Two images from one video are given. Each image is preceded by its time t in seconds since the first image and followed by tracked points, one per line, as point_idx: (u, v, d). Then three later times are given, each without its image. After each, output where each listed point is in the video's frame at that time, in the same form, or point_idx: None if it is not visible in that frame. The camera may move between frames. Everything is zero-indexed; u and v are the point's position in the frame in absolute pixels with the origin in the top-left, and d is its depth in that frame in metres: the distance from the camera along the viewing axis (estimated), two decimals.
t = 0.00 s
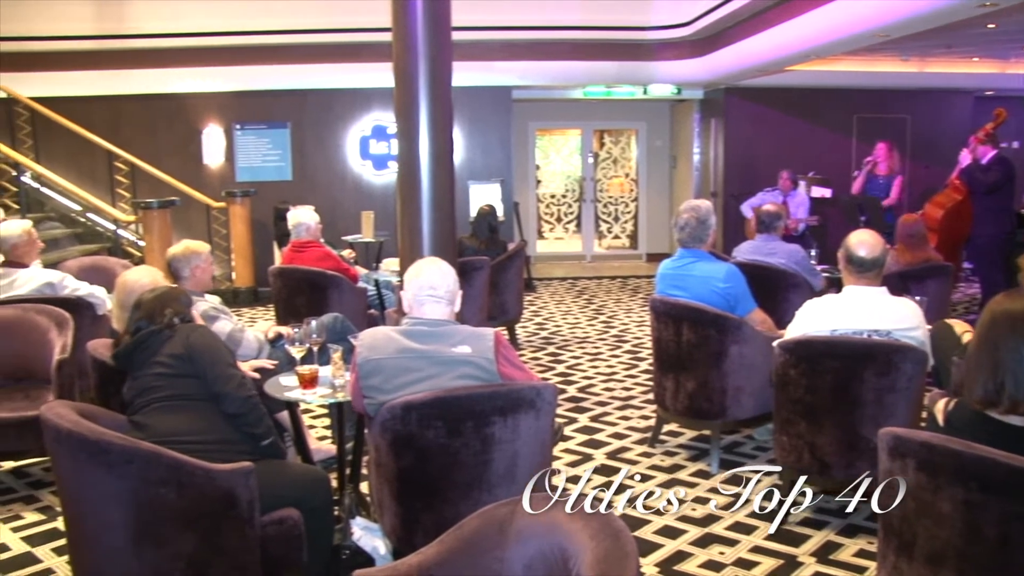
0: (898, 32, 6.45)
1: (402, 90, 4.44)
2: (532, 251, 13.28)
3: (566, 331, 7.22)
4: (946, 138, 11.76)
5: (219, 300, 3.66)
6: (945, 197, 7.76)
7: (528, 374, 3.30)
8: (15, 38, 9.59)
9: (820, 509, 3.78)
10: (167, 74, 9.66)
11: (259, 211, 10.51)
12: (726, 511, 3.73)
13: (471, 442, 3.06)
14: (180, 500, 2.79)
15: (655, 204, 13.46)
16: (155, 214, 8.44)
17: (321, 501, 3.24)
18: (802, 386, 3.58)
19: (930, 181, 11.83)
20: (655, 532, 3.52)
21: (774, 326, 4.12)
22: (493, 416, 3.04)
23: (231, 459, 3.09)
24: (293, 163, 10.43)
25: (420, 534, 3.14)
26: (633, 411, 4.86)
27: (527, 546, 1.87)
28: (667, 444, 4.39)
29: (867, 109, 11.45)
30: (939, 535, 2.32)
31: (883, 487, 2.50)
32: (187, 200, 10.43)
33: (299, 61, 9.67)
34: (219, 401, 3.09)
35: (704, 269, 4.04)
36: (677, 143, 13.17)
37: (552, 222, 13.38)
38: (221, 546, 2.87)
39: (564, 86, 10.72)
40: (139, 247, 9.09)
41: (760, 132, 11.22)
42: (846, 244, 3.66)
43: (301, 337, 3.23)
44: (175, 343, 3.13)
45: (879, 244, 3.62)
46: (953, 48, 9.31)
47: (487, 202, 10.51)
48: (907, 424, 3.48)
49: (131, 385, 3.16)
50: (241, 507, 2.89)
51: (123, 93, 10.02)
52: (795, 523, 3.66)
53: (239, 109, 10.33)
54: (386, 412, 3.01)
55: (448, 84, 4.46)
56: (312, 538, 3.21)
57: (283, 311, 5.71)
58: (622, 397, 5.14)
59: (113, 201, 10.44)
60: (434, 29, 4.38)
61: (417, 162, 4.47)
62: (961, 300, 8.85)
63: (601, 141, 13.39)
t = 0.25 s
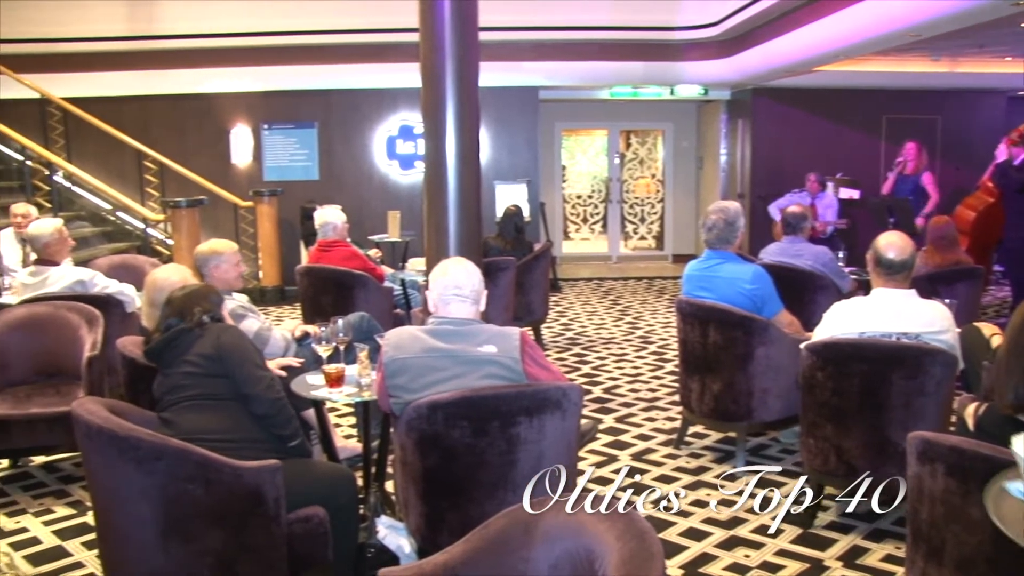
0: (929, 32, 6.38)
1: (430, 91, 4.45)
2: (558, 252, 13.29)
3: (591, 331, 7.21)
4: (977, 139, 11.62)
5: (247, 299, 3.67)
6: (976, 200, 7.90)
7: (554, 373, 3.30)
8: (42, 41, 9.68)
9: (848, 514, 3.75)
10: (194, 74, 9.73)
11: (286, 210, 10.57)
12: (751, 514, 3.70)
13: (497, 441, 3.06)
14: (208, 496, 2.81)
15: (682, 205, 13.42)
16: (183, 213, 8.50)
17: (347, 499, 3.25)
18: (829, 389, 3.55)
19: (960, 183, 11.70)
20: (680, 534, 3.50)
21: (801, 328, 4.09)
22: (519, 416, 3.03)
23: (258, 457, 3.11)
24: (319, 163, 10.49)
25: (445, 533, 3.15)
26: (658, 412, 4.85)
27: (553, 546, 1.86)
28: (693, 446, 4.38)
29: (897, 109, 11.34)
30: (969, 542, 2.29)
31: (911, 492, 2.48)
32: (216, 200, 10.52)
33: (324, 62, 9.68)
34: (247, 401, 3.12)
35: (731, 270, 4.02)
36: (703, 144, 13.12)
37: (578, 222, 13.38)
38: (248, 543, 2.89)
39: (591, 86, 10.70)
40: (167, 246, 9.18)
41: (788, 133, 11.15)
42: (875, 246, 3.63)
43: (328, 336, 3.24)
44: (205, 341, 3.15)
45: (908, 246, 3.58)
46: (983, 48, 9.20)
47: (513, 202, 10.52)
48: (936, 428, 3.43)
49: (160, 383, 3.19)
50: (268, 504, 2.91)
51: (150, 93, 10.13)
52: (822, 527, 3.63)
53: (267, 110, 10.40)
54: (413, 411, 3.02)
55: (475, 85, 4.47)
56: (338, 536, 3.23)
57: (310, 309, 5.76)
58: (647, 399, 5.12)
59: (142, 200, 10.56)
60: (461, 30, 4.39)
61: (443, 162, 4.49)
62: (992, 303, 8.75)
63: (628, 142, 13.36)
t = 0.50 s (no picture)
0: (955, 31, 6.34)
1: (453, 91, 4.46)
2: (581, 252, 13.28)
3: (613, 331, 7.20)
4: (1004, 139, 11.50)
5: (270, 297, 3.69)
6: (1003, 199, 7.90)
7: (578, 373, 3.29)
8: (72, 40, 9.87)
9: (871, 516, 3.72)
10: (218, 74, 9.89)
11: (309, 208, 10.61)
12: (773, 516, 3.68)
13: (520, 441, 3.05)
14: (231, 493, 2.83)
15: (705, 205, 13.37)
16: (207, 211, 8.53)
17: (370, 497, 3.26)
18: (853, 391, 3.53)
19: (986, 183, 11.58)
20: (701, 535, 3.49)
21: (825, 329, 4.07)
22: (542, 416, 3.03)
23: (282, 455, 3.13)
24: (343, 162, 10.50)
25: (467, 532, 3.15)
26: (681, 413, 4.83)
27: (575, 547, 1.85)
28: (715, 447, 4.36)
29: (922, 109, 11.24)
30: (995, 546, 2.26)
31: (937, 494, 2.46)
32: (240, 198, 10.58)
33: (350, 61, 9.89)
34: (271, 400, 3.13)
35: (755, 271, 4.00)
36: (727, 144, 13.07)
37: (601, 222, 13.37)
38: (271, 540, 2.90)
39: (613, 86, 10.69)
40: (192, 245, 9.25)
41: (811, 132, 11.09)
42: (900, 246, 3.60)
43: (351, 334, 3.25)
44: (230, 341, 3.17)
45: (934, 247, 3.55)
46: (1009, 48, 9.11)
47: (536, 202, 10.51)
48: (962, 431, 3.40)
49: (185, 380, 3.21)
50: (291, 501, 2.92)
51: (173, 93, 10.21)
52: (845, 530, 3.60)
53: (293, 106, 10.37)
54: (435, 410, 3.02)
55: (498, 85, 4.47)
56: (361, 534, 3.24)
57: (333, 308, 5.78)
58: (669, 399, 5.10)
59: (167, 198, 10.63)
60: (484, 29, 4.39)
61: (467, 162, 4.49)
62: (1019, 305, 8.65)
63: (650, 142, 13.33)
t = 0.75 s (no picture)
0: (985, 31, 6.28)
1: (479, 92, 4.47)
2: (606, 252, 13.26)
3: (638, 333, 7.17)
4: None
5: (296, 296, 3.70)
6: None
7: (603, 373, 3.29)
8: (103, 41, 10.03)
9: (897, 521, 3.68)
10: (244, 74, 10.00)
11: (335, 208, 10.65)
12: (797, 519, 3.65)
13: (544, 442, 3.04)
14: (257, 491, 2.84)
15: (730, 205, 13.30)
16: (234, 211, 8.60)
17: (394, 496, 3.27)
18: (880, 394, 3.50)
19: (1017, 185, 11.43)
20: (726, 537, 3.47)
21: (852, 331, 4.03)
22: (566, 416, 3.03)
23: (307, 454, 3.14)
24: (368, 161, 10.52)
25: (491, 532, 3.15)
26: (705, 414, 4.81)
27: (599, 547, 1.85)
28: (740, 449, 4.34)
29: (952, 109, 11.13)
30: None
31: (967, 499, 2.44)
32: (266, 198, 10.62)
33: (375, 61, 9.96)
34: (297, 400, 3.15)
35: (781, 273, 3.98)
36: (753, 144, 12.99)
37: (626, 222, 13.33)
38: (297, 537, 2.91)
39: (639, 86, 10.64)
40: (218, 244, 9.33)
41: (838, 133, 11.01)
42: (927, 249, 3.56)
43: (376, 334, 3.26)
44: (254, 340, 3.18)
45: (963, 248, 3.49)
46: None
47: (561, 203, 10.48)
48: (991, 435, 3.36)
49: (211, 378, 3.23)
50: (316, 500, 2.93)
51: (199, 93, 10.31)
52: (871, 534, 3.57)
53: (318, 108, 10.43)
54: (460, 410, 3.02)
55: (524, 85, 4.47)
56: (385, 533, 3.25)
57: (358, 307, 5.81)
58: (694, 400, 5.09)
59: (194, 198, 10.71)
60: (510, 28, 4.39)
61: (492, 162, 4.49)
62: None
63: (676, 143, 13.28)
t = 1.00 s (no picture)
0: (1012, 30, 6.23)
1: (501, 91, 4.47)
2: (627, 252, 13.25)
3: (659, 333, 7.15)
4: None
5: (319, 295, 3.71)
6: None
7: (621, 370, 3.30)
8: (128, 41, 10.12)
9: (920, 524, 3.65)
10: (267, 74, 10.08)
11: (357, 207, 10.67)
12: (819, 522, 3.63)
13: (566, 441, 3.04)
14: (279, 488, 2.85)
15: (753, 206, 13.25)
16: (257, 209, 8.67)
17: (416, 494, 3.27)
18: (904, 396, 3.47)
19: None
20: (747, 539, 3.45)
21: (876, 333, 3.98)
22: (588, 416, 3.03)
23: (330, 452, 3.15)
24: (391, 161, 10.55)
25: (511, 531, 3.15)
26: (727, 415, 4.79)
27: (620, 548, 1.84)
28: (761, 450, 4.32)
29: (978, 109, 11.04)
30: None
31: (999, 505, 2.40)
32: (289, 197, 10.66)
33: (397, 61, 10.02)
34: (320, 398, 3.15)
35: (804, 273, 3.96)
36: (776, 144, 12.94)
37: (648, 222, 13.30)
38: (319, 534, 2.92)
39: (662, 86, 10.61)
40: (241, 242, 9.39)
41: (862, 133, 10.95)
42: (953, 250, 3.57)
43: (398, 333, 3.27)
44: (277, 337, 3.20)
45: (988, 250, 3.51)
46: None
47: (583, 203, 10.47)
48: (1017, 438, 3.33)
49: (233, 378, 3.24)
50: (338, 498, 2.93)
51: (221, 93, 10.38)
52: (894, 537, 3.54)
53: (342, 107, 10.45)
54: (482, 409, 3.02)
55: (547, 84, 4.48)
56: (406, 532, 3.25)
57: (380, 306, 5.83)
58: (716, 401, 5.07)
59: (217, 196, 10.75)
60: (533, 27, 4.40)
61: (514, 161, 4.49)
62: None
63: (698, 143, 13.24)
